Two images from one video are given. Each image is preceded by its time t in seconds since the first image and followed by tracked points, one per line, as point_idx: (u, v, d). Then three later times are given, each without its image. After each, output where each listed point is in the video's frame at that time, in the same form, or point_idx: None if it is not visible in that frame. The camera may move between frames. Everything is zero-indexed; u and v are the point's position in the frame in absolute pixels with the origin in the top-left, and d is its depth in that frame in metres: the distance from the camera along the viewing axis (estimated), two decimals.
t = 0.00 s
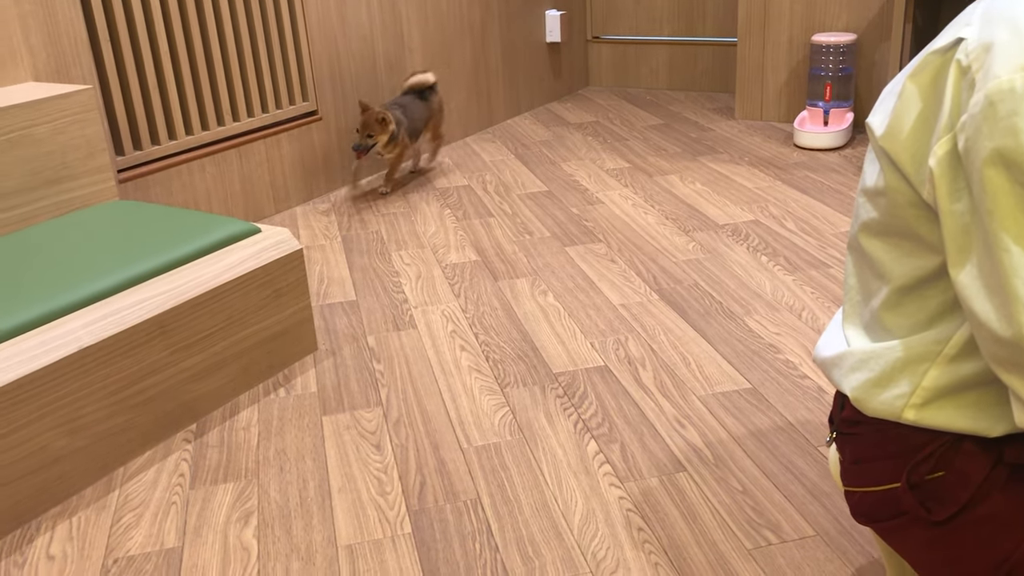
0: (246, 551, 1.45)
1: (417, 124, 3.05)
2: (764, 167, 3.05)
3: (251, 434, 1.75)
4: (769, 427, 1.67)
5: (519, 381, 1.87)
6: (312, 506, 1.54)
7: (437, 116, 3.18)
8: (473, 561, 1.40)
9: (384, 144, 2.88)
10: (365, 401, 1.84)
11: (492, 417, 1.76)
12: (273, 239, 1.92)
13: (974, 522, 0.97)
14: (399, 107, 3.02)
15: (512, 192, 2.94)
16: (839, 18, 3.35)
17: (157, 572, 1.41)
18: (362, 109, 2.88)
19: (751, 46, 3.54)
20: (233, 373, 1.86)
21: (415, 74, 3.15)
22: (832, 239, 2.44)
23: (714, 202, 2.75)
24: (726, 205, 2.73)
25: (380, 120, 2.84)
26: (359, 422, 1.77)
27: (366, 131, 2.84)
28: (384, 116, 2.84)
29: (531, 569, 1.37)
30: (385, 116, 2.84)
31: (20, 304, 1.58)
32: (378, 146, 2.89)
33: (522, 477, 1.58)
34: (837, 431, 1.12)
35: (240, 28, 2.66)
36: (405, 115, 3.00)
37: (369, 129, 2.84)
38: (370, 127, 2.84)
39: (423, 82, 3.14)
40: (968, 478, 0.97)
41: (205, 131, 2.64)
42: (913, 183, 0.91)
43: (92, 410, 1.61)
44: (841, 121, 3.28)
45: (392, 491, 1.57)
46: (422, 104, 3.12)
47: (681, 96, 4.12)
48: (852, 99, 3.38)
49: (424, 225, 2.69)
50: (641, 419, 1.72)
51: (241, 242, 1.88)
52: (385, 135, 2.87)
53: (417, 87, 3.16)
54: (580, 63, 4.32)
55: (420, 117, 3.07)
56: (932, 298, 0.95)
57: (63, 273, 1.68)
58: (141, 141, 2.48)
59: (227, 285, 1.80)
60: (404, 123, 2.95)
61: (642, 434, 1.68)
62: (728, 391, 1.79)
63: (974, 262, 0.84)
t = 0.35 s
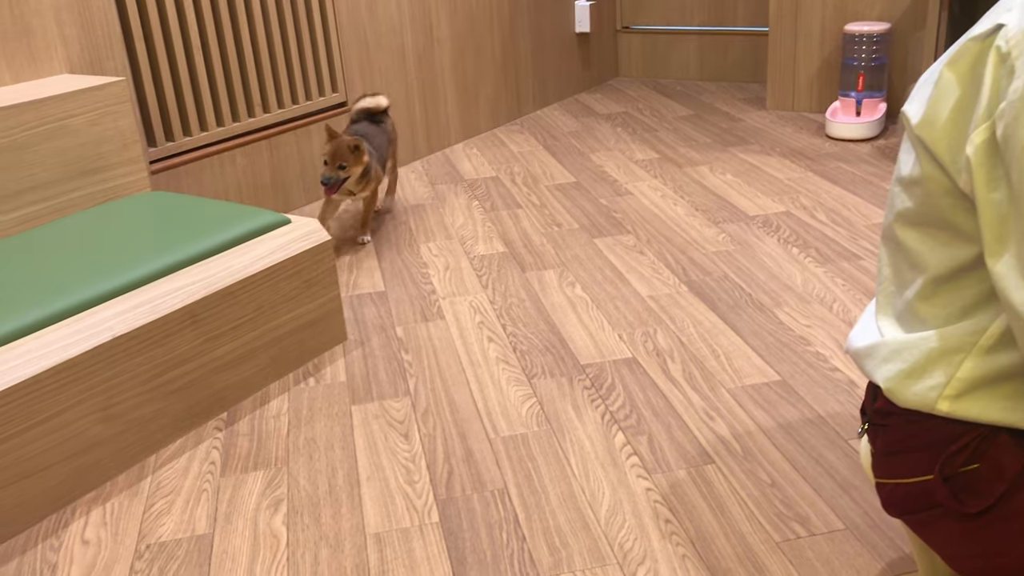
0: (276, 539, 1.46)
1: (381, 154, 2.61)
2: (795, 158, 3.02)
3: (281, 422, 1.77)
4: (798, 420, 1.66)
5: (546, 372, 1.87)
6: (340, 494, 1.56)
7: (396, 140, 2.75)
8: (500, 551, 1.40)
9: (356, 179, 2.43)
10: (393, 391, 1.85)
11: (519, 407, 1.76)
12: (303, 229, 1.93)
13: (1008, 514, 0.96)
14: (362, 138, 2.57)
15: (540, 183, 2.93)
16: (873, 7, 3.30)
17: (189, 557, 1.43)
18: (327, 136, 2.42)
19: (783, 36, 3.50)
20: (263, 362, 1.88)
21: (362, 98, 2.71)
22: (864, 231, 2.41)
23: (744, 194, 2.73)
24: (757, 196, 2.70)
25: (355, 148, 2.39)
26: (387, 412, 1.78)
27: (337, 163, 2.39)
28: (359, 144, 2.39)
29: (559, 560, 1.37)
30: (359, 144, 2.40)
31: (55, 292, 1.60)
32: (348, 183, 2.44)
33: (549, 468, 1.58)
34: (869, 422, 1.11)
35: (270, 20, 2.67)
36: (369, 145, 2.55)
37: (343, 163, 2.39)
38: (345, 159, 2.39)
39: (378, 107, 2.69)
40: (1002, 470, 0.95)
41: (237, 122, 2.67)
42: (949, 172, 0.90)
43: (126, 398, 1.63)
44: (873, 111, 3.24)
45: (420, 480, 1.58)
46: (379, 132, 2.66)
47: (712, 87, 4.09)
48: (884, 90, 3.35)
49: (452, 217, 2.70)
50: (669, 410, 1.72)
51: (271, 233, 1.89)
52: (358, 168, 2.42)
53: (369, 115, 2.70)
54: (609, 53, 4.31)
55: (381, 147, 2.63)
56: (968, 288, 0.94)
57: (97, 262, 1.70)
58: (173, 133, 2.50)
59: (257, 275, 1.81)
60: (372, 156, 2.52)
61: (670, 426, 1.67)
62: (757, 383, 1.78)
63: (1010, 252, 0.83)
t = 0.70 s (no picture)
0: (324, 519, 1.49)
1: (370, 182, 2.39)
2: (841, 146, 2.98)
3: (328, 405, 1.80)
4: (844, 409, 1.65)
5: (589, 359, 1.88)
6: (386, 476, 1.58)
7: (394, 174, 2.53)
8: (544, 535, 1.41)
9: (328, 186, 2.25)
10: (437, 375, 1.87)
11: (563, 393, 1.77)
12: (349, 216, 1.95)
13: None
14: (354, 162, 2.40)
15: (582, 171, 2.93)
16: None
17: (239, 536, 1.47)
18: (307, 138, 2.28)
19: (829, 22, 3.46)
20: (309, 346, 1.91)
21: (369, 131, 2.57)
22: (912, 220, 2.38)
23: (790, 182, 2.70)
24: (803, 184, 2.68)
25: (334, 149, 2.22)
26: (432, 396, 1.80)
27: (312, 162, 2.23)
28: (339, 145, 2.23)
29: (602, 545, 1.38)
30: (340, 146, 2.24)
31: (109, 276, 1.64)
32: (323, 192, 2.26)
33: (592, 454, 1.59)
34: (919, 408, 1.09)
35: (316, 8, 2.69)
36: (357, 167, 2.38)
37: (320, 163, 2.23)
38: (319, 157, 2.23)
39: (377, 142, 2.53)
40: None
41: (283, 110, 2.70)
42: (1008, 156, 0.89)
43: (177, 380, 1.67)
44: (921, 98, 3.19)
45: (464, 464, 1.59)
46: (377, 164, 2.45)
47: (756, 74, 4.05)
48: (934, 76, 3.28)
49: (494, 205, 2.71)
50: (713, 398, 1.72)
51: (317, 220, 1.92)
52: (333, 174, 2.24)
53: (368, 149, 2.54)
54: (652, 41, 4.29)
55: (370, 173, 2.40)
56: None
57: (150, 247, 1.74)
58: (221, 121, 2.54)
59: (304, 261, 1.84)
60: (356, 177, 2.31)
61: (714, 413, 1.67)
62: (803, 372, 1.77)
63: None
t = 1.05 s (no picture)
0: (362, 510, 1.52)
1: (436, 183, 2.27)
2: (879, 142, 2.96)
3: (366, 398, 1.83)
4: (880, 407, 1.64)
5: (625, 355, 1.89)
6: (423, 468, 1.61)
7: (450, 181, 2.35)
8: (579, 529, 1.43)
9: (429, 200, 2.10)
10: (473, 370, 1.89)
11: (598, 389, 1.78)
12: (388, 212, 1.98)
13: None
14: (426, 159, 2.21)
15: (618, 166, 2.94)
16: None
17: (280, 526, 1.50)
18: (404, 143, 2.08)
19: (870, 17, 3.42)
20: (347, 339, 1.94)
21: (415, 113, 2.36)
22: (951, 217, 2.35)
23: (828, 178, 2.68)
24: (840, 180, 2.66)
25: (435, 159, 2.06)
26: (468, 390, 1.82)
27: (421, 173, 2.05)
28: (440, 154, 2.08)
29: (637, 540, 1.39)
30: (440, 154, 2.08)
31: (156, 270, 1.67)
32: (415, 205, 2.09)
33: (627, 449, 1.60)
34: (958, 405, 1.09)
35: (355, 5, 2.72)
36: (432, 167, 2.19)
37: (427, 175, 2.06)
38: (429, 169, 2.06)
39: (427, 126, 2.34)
40: None
41: (322, 107, 2.73)
42: None
43: (220, 372, 1.71)
44: (964, 94, 3.14)
45: (500, 458, 1.61)
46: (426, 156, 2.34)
47: (794, 69, 4.02)
48: (976, 70, 3.24)
49: (530, 201, 2.72)
50: (749, 395, 1.72)
51: (356, 215, 1.94)
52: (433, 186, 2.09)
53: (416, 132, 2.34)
54: (689, 35, 4.27)
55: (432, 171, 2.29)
56: None
57: (193, 242, 1.77)
58: (261, 117, 2.57)
59: (342, 255, 1.87)
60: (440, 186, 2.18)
61: (750, 410, 1.67)
62: (839, 370, 1.77)
63: None
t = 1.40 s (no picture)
0: (372, 504, 1.52)
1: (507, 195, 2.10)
2: (893, 137, 2.94)
3: (376, 393, 1.84)
4: (892, 403, 1.63)
5: (635, 351, 1.88)
6: (432, 463, 1.61)
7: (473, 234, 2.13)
8: (588, 525, 1.42)
9: (497, 231, 1.88)
10: (482, 366, 1.89)
11: (608, 385, 1.78)
12: (398, 207, 1.98)
13: None
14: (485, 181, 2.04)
15: (629, 162, 2.93)
16: None
17: (289, 520, 1.50)
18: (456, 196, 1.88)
19: (884, 12, 3.40)
20: (357, 334, 1.94)
21: (445, 130, 2.24)
22: (965, 213, 2.33)
23: (840, 174, 2.67)
24: (853, 176, 2.64)
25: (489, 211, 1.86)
26: (477, 385, 1.82)
27: (477, 208, 1.85)
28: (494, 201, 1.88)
29: (646, 536, 1.39)
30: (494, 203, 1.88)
31: (167, 264, 1.68)
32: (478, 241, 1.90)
33: (637, 446, 1.59)
34: (969, 403, 1.08)
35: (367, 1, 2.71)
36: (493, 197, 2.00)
37: (484, 203, 1.86)
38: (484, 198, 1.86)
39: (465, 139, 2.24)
40: None
41: (333, 102, 2.73)
42: None
43: (231, 366, 1.71)
44: (979, 88, 3.12)
45: (510, 453, 1.61)
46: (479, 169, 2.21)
47: (808, 64, 4.00)
48: (991, 66, 3.22)
49: (541, 196, 2.71)
50: (760, 391, 1.71)
51: (368, 210, 1.94)
52: (500, 211, 1.88)
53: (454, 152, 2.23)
54: (701, 31, 4.25)
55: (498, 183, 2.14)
56: None
57: (205, 237, 1.78)
58: (273, 113, 2.58)
59: (354, 250, 1.87)
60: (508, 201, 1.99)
61: (760, 406, 1.67)
62: (850, 366, 1.75)
63: None
